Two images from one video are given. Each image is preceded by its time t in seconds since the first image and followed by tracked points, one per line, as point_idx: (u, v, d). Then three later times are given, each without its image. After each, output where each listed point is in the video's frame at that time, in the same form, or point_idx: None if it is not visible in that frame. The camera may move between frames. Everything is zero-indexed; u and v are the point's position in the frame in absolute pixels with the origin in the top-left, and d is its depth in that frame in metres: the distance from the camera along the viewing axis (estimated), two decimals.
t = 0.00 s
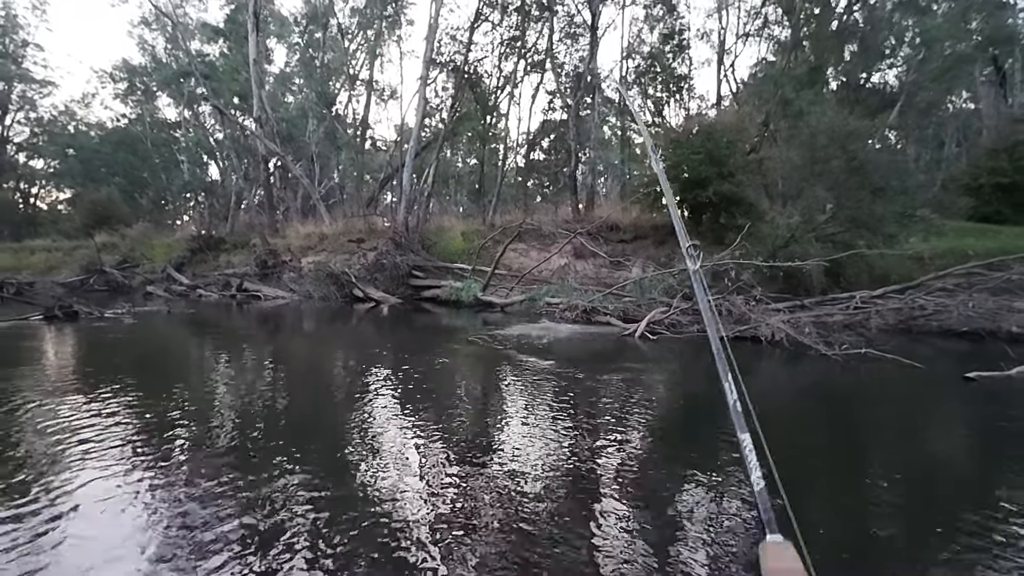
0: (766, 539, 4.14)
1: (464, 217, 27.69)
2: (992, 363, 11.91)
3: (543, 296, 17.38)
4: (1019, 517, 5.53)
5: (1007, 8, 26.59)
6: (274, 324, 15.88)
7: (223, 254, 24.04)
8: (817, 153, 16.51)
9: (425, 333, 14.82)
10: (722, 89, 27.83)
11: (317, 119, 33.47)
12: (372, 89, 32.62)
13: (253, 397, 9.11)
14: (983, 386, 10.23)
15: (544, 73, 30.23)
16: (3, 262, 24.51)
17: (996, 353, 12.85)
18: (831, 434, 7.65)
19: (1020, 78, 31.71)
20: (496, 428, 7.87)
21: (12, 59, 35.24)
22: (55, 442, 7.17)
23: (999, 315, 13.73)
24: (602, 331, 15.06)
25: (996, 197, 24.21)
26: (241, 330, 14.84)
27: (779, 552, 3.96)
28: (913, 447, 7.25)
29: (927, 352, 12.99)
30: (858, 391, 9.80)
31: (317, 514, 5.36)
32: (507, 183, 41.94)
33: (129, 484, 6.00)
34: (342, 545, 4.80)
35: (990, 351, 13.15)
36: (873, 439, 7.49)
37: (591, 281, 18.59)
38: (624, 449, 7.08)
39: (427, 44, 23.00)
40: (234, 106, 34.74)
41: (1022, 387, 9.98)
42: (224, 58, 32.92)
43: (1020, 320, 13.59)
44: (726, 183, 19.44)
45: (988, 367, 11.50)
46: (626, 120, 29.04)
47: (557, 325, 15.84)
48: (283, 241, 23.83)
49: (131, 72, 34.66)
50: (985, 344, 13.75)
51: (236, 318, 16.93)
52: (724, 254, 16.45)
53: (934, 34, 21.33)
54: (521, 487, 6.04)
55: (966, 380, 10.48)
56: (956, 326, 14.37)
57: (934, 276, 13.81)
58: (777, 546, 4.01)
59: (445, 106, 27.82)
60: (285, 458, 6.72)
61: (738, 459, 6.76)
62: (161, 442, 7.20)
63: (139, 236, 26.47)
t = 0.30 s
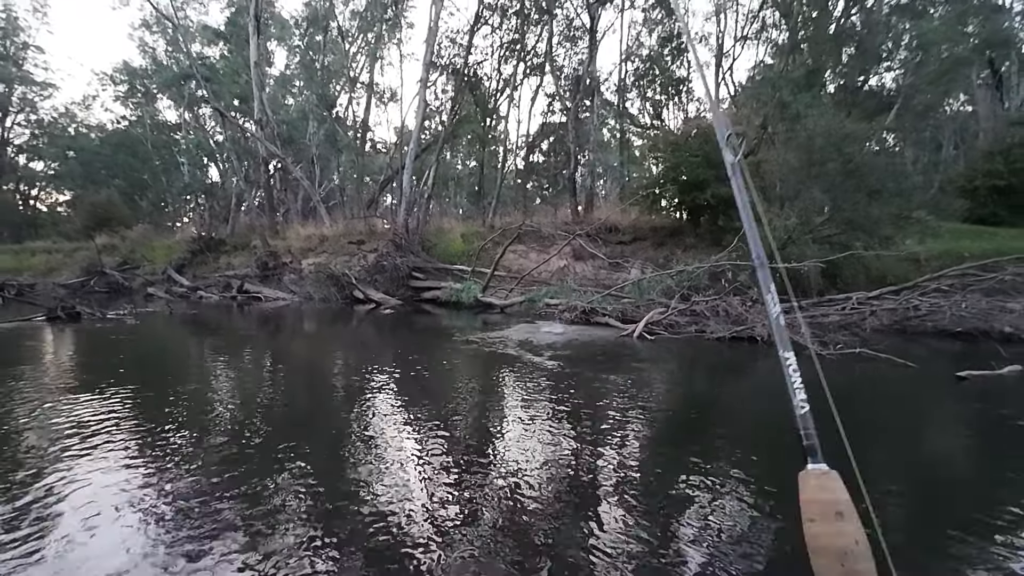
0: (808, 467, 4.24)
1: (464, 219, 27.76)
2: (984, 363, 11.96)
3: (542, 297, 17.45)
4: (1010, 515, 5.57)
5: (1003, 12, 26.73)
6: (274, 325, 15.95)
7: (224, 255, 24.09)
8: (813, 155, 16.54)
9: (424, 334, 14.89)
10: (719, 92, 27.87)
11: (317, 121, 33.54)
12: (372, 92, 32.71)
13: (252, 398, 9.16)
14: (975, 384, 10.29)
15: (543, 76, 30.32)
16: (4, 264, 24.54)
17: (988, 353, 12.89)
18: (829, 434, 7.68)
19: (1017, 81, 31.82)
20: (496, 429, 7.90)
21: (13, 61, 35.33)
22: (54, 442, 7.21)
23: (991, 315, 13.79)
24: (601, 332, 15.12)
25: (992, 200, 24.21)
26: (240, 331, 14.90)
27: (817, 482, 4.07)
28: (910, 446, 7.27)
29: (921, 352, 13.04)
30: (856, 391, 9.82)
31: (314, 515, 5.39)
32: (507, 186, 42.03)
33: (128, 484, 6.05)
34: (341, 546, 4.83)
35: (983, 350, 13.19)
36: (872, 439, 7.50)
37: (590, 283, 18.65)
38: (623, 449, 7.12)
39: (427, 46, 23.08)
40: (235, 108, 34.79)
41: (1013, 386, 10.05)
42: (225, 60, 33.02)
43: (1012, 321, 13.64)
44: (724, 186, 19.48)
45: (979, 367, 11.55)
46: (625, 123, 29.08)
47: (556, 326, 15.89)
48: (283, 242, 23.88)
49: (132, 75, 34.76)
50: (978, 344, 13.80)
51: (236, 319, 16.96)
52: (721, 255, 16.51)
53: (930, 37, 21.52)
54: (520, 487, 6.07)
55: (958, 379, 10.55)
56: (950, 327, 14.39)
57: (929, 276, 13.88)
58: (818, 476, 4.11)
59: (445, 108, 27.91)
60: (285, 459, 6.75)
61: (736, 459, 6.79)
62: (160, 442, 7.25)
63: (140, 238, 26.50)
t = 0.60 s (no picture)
0: (813, 436, 4.99)
1: (464, 223, 27.79)
2: (980, 365, 12.00)
3: (541, 301, 17.51)
4: (1005, 516, 5.60)
5: (1000, 17, 26.83)
6: (275, 328, 15.99)
7: (224, 259, 24.12)
8: (811, 159, 16.29)
9: (424, 337, 14.90)
10: (718, 97, 27.88)
11: (318, 125, 33.63)
12: (373, 96, 32.79)
13: (254, 401, 9.20)
14: (970, 387, 10.35)
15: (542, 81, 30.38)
16: (4, 268, 24.56)
17: (985, 356, 12.93)
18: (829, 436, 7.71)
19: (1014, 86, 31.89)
20: (498, 431, 7.94)
21: (14, 66, 35.40)
22: (55, 445, 7.24)
23: (986, 318, 13.84)
24: (600, 335, 15.16)
25: (990, 203, 24.20)
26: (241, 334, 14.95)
27: (821, 453, 4.82)
28: (910, 448, 7.31)
29: (918, 355, 13.07)
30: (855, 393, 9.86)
31: (315, 516, 5.42)
32: (506, 189, 42.10)
33: (130, 486, 6.10)
34: (343, 547, 4.87)
35: (979, 353, 13.23)
36: (872, 440, 7.54)
37: (590, 286, 18.69)
38: (623, 451, 7.16)
39: (428, 51, 23.13)
40: (236, 112, 34.85)
41: (1008, 388, 10.11)
42: (227, 65, 33.11)
43: (1008, 324, 13.67)
44: (722, 190, 19.47)
45: (975, 369, 11.60)
46: (624, 127, 29.10)
47: (555, 330, 15.92)
48: (283, 246, 23.92)
49: (134, 79, 34.83)
50: (975, 347, 13.83)
51: (236, 323, 16.98)
52: (720, 259, 16.49)
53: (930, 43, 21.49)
54: (522, 489, 6.11)
55: (953, 381, 10.61)
56: (946, 330, 14.43)
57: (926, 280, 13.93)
58: (822, 446, 4.87)
59: (445, 113, 27.97)
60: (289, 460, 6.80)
61: (737, 462, 6.83)
62: (162, 444, 7.30)
63: (140, 241, 26.52)
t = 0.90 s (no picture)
0: (848, 461, 3.57)
1: (464, 230, 27.87)
2: (978, 372, 11.99)
3: (541, 307, 17.57)
4: (1001, 523, 5.60)
5: (996, 26, 27.02)
6: (275, 335, 16.02)
7: (224, 265, 24.16)
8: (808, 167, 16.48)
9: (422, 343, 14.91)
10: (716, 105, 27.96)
11: (319, 132, 33.76)
12: (374, 104, 32.91)
13: (252, 408, 9.17)
14: (968, 394, 10.34)
15: (542, 89, 30.50)
16: (5, 275, 24.57)
17: (983, 363, 12.96)
18: (830, 444, 7.67)
19: (1010, 94, 32.04)
20: (497, 438, 7.92)
21: (17, 74, 35.55)
22: (51, 453, 7.20)
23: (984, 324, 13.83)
24: (600, 341, 15.16)
25: (988, 211, 24.29)
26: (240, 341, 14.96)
27: (859, 486, 3.45)
28: (909, 456, 7.29)
29: (917, 362, 13.06)
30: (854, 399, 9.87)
31: (313, 525, 5.39)
32: (506, 196, 42.19)
33: (125, 494, 6.06)
34: (343, 551, 4.91)
35: (977, 360, 13.22)
36: (871, 447, 7.56)
37: (589, 293, 18.74)
38: (624, 459, 7.12)
39: (428, 60, 23.26)
40: (237, 120, 34.96)
41: (1006, 395, 10.11)
42: (228, 73, 33.27)
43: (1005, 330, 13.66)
44: (721, 198, 19.53)
45: (973, 376, 11.62)
46: (623, 134, 29.19)
47: (555, 336, 15.91)
48: (283, 253, 23.97)
49: (136, 87, 34.96)
50: (973, 354, 13.81)
51: (236, 329, 16.99)
52: (718, 266, 16.58)
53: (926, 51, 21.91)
54: (520, 497, 6.09)
55: (950, 388, 10.62)
56: (944, 336, 14.47)
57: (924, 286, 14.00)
58: (860, 475, 3.48)
59: (445, 120, 28.09)
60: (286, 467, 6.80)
61: (738, 469, 6.80)
62: (157, 452, 7.25)
63: (140, 248, 26.53)
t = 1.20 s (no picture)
0: (874, 454, 3.22)
1: (464, 240, 27.94)
2: (978, 383, 11.98)
3: (541, 318, 17.62)
4: (1005, 535, 5.58)
5: (989, 40, 27.28)
6: (275, 345, 16.01)
7: (224, 276, 24.18)
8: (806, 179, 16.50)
9: (420, 354, 14.84)
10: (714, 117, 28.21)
11: (320, 144, 33.93)
12: (376, 116, 33.08)
13: (252, 419, 9.14)
14: (968, 404, 10.37)
15: (542, 101, 30.69)
16: (5, 285, 24.57)
17: (984, 374, 12.95)
18: (830, 455, 7.67)
19: (1005, 107, 32.26)
20: (497, 449, 7.91)
21: (21, 85, 35.80)
22: (47, 465, 7.16)
23: (984, 335, 13.86)
24: (600, 352, 15.15)
25: (985, 222, 24.41)
26: (241, 352, 14.96)
27: (885, 476, 3.10)
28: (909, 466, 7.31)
29: (917, 373, 13.05)
30: (853, 410, 9.89)
31: (313, 537, 5.35)
32: (506, 207, 42.32)
33: (121, 507, 6.01)
34: (340, 563, 4.89)
35: (978, 371, 13.21)
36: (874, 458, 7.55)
37: (589, 304, 18.79)
38: (624, 470, 7.10)
39: (430, 73, 23.44)
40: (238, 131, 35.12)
41: (1006, 406, 10.12)
42: (231, 86, 33.50)
43: (1004, 341, 13.69)
44: (720, 209, 19.60)
45: (974, 387, 11.61)
46: (622, 146, 29.36)
47: (555, 348, 15.91)
48: (284, 263, 24.00)
49: (139, 99, 35.18)
50: (973, 365, 13.80)
51: (236, 340, 16.97)
52: (719, 276, 16.62)
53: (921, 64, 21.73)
54: (520, 508, 6.08)
55: (951, 399, 10.63)
56: (944, 347, 14.48)
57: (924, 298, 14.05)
58: (886, 467, 3.12)
59: (446, 132, 28.25)
60: (285, 479, 6.76)
61: (739, 481, 6.77)
62: (154, 465, 7.20)
63: (141, 259, 26.57)
